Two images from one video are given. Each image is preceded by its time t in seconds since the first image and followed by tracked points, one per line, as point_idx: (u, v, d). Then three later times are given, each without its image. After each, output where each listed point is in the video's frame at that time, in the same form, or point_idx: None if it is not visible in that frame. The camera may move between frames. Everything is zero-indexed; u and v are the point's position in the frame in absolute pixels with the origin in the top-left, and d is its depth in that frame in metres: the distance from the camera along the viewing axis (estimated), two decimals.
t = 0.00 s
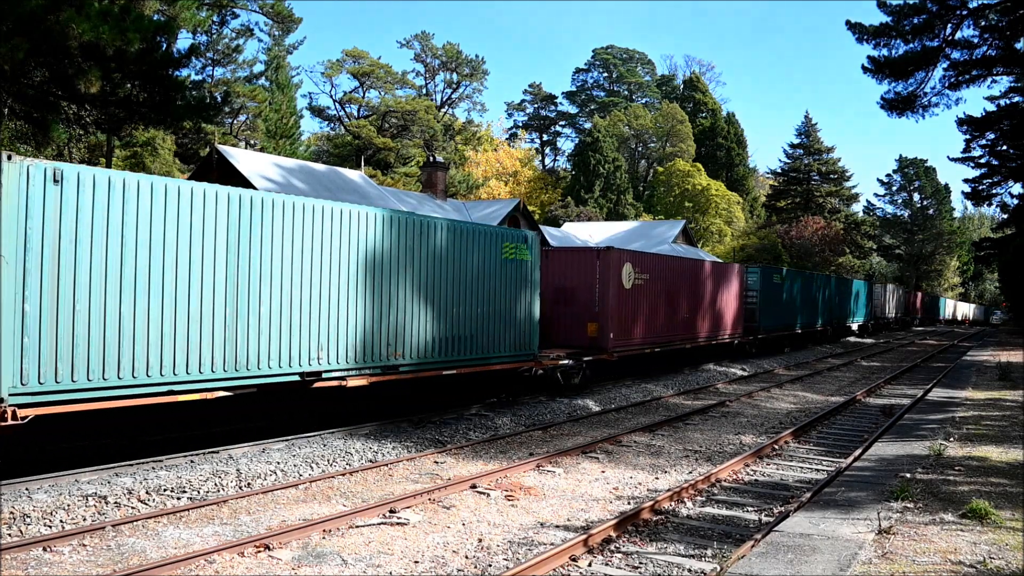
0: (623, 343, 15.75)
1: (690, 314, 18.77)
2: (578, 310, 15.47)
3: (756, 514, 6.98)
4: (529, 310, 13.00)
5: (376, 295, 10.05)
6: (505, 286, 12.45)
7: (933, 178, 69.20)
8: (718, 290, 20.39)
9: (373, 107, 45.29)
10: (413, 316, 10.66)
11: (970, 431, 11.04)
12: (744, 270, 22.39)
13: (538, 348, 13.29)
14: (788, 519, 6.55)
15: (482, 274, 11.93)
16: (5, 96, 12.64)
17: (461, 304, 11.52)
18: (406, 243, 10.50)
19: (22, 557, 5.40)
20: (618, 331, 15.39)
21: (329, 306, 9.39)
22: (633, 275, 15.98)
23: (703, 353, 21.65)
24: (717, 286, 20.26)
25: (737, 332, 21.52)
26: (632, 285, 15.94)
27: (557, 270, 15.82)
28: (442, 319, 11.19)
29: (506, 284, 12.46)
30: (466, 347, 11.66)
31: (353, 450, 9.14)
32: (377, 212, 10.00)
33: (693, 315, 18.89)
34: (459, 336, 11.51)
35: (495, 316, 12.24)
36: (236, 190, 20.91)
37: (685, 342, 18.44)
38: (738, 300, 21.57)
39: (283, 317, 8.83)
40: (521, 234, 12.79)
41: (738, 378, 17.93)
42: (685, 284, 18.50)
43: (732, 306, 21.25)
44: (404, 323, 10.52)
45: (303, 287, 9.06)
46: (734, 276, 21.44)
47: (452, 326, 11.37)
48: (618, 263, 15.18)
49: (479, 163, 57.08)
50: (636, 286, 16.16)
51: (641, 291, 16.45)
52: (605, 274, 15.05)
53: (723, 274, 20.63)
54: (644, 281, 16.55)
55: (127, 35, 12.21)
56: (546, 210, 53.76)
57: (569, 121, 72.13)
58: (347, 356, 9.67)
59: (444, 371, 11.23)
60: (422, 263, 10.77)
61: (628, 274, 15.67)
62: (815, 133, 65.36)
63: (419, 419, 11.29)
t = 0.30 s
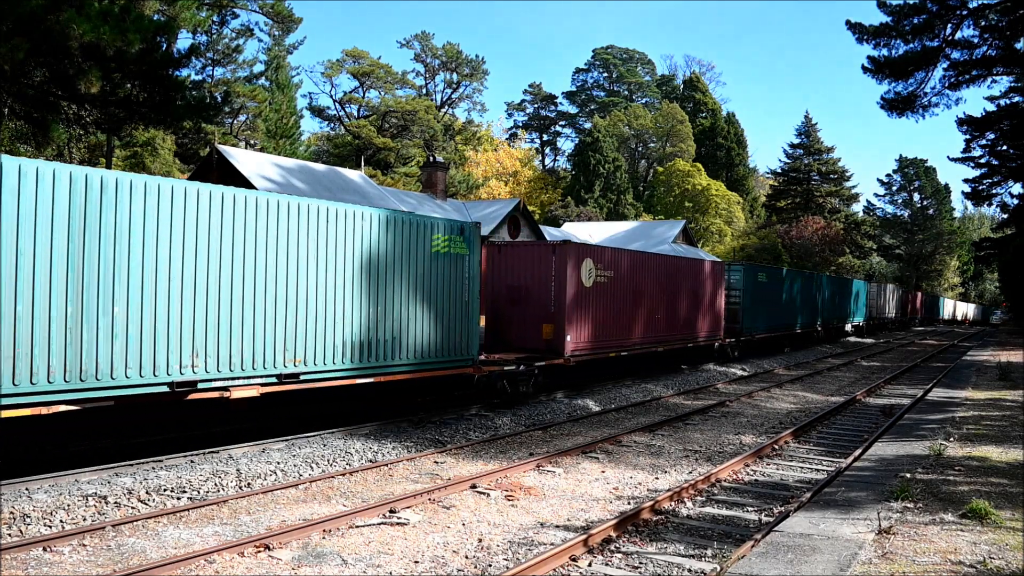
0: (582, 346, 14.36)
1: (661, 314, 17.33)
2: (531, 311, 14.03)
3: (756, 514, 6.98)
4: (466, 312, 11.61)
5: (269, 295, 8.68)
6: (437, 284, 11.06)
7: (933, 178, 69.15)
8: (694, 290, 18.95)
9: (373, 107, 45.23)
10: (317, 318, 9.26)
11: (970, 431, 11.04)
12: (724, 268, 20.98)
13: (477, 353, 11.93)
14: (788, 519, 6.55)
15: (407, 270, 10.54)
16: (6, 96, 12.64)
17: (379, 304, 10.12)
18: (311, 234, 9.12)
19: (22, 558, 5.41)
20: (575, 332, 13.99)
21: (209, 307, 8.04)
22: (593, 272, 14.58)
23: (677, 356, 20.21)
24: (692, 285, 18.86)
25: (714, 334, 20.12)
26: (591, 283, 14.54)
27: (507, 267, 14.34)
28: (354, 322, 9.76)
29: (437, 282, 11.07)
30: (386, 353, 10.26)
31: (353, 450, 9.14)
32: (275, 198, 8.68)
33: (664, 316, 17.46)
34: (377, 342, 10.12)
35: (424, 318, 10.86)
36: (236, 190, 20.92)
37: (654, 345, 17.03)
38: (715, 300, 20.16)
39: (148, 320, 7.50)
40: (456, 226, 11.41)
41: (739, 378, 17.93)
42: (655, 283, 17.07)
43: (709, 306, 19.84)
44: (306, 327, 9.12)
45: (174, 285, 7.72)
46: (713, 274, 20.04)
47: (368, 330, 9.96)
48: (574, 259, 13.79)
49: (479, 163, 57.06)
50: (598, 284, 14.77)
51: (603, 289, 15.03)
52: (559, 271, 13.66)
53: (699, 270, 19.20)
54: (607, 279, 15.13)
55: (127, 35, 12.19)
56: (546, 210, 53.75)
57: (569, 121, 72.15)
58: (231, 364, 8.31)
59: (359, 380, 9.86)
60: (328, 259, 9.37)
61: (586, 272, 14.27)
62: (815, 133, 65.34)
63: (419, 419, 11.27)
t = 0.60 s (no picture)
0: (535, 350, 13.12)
1: (629, 316, 16.04)
2: (477, 312, 12.77)
3: (756, 514, 6.98)
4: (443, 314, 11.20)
5: (181, 293, 7.76)
6: (347, 283, 9.61)
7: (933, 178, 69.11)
8: (667, 290, 17.62)
9: (373, 107, 45.20)
10: (191, 319, 7.84)
11: (970, 431, 11.04)
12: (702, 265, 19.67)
13: (400, 361, 10.46)
14: (788, 519, 6.55)
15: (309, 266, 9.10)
16: (6, 96, 12.64)
17: (273, 305, 8.70)
18: (236, 227, 8.24)
19: (22, 558, 5.40)
20: (526, 335, 12.74)
21: (112, 308, 7.17)
22: (549, 268, 13.35)
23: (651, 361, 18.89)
24: (666, 284, 17.56)
25: (690, 337, 18.82)
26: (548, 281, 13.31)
27: (452, 263, 13.10)
28: (237, 325, 8.31)
29: (349, 280, 9.62)
30: (279, 361, 8.80)
31: (353, 451, 9.14)
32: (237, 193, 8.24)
33: (632, 317, 16.16)
34: (338, 344, 9.54)
35: (332, 322, 9.44)
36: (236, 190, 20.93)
37: (620, 349, 15.73)
38: (692, 300, 18.87)
39: (98, 320, 7.06)
40: (374, 216, 9.95)
41: (738, 379, 17.93)
42: (623, 281, 15.79)
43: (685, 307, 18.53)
44: (176, 331, 7.72)
45: (73, 282, 6.86)
46: (690, 272, 18.73)
47: (256, 335, 8.52)
48: (524, 254, 12.54)
49: (479, 163, 57.05)
50: (554, 282, 13.51)
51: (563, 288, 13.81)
52: (507, 267, 12.40)
53: (674, 269, 17.89)
54: (565, 276, 13.85)
55: (127, 35, 12.18)
56: (546, 210, 53.74)
57: (569, 121, 72.16)
58: (74, 374, 6.90)
59: (245, 393, 8.42)
60: (208, 252, 7.98)
61: (539, 268, 13.02)
62: (815, 133, 65.32)
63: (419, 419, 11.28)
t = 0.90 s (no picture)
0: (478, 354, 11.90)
1: (594, 317, 14.80)
2: (409, 313, 11.62)
3: (756, 514, 6.98)
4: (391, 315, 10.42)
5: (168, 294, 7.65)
6: (245, 280, 8.40)
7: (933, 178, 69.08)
8: (637, 289, 16.36)
9: (373, 107, 45.19)
10: (26, 322, 6.55)
11: (970, 431, 11.04)
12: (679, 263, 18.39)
13: (299, 369, 9.08)
14: (788, 519, 6.55)
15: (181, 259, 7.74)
16: (6, 96, 12.65)
17: (246, 307, 8.45)
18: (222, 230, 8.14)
19: (22, 557, 5.40)
20: (464, 338, 11.53)
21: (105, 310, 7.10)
22: (496, 265, 12.19)
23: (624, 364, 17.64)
24: (637, 282, 16.32)
25: (665, 339, 17.54)
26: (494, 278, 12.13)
27: (386, 259, 12.00)
28: (78, 327, 6.92)
29: (231, 276, 8.25)
30: (138, 371, 7.39)
31: (353, 450, 9.14)
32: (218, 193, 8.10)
33: (597, 318, 14.91)
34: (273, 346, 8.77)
35: (265, 323, 8.66)
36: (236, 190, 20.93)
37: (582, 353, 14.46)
38: (667, 300, 17.62)
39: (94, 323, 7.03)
40: (265, 202, 8.58)
41: (738, 378, 17.94)
42: (587, 280, 14.53)
43: (659, 307, 17.26)
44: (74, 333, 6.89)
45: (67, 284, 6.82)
46: (663, 271, 17.47)
47: (109, 339, 7.14)
48: (460, 248, 11.36)
49: (479, 163, 57.04)
50: (501, 279, 12.29)
51: (512, 282, 12.58)
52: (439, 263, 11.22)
53: (645, 267, 16.64)
54: (515, 273, 12.63)
55: (127, 35, 12.20)
56: (546, 210, 53.74)
57: (569, 121, 72.18)
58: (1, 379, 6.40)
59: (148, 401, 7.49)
60: (111, 246, 7.12)
61: (481, 264, 11.82)
62: (815, 133, 65.29)
63: (420, 418, 11.29)
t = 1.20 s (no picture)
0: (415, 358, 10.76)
1: (548, 318, 13.45)
2: (323, 313, 10.29)
3: (756, 514, 6.98)
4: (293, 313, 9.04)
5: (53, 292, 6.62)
6: (99, 275, 6.95)
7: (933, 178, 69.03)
8: (599, 288, 14.97)
9: (373, 107, 45.14)
10: None
11: (971, 431, 11.04)
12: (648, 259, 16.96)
13: (167, 381, 7.61)
14: (789, 519, 6.55)
15: None
16: (6, 96, 12.66)
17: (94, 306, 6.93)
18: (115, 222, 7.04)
19: (22, 557, 5.40)
20: (387, 342, 10.22)
21: None
22: (430, 260, 10.92)
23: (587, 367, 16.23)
24: (598, 281, 14.92)
25: (631, 342, 16.16)
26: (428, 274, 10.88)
27: (299, 252, 10.66)
28: None
29: (72, 267, 6.75)
30: None
31: (353, 451, 9.14)
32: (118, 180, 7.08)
33: (551, 319, 13.54)
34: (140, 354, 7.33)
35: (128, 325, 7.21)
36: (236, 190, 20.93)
37: (533, 357, 13.12)
38: (633, 300, 16.24)
39: None
40: (125, 183, 7.16)
41: (738, 378, 17.93)
42: (540, 278, 13.21)
43: (624, 309, 15.87)
44: None
45: None
46: (628, 268, 16.03)
47: None
48: (378, 239, 10.03)
49: (479, 163, 57.04)
50: (434, 276, 10.98)
51: (501, 291, 12.32)
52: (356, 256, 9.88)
53: (608, 265, 15.27)
54: (452, 269, 11.31)
55: (127, 35, 12.20)
56: (547, 210, 53.76)
57: (569, 121, 72.20)
58: None
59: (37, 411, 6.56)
60: None
61: (407, 259, 10.50)
62: (815, 133, 65.27)
63: (420, 419, 11.28)
